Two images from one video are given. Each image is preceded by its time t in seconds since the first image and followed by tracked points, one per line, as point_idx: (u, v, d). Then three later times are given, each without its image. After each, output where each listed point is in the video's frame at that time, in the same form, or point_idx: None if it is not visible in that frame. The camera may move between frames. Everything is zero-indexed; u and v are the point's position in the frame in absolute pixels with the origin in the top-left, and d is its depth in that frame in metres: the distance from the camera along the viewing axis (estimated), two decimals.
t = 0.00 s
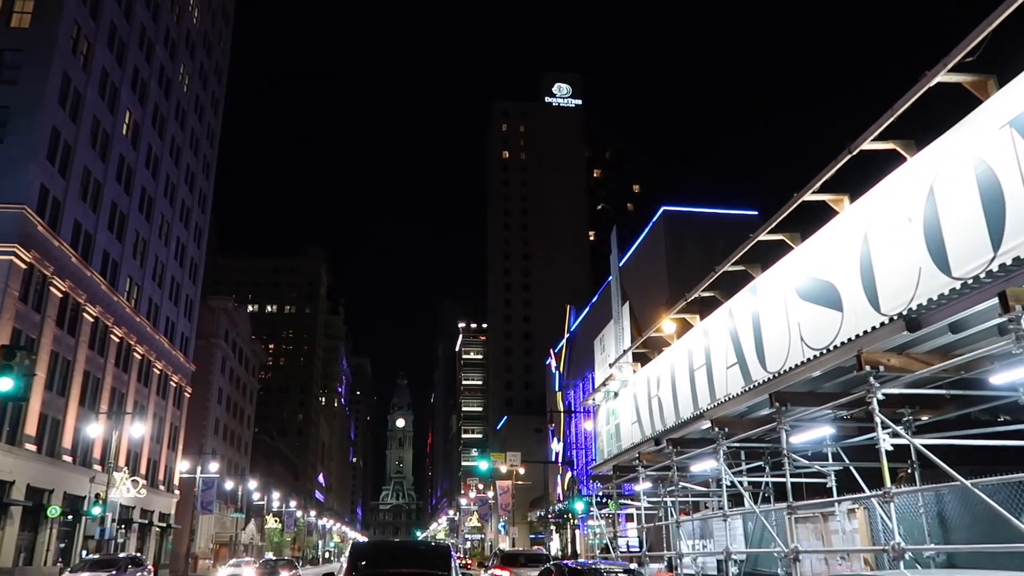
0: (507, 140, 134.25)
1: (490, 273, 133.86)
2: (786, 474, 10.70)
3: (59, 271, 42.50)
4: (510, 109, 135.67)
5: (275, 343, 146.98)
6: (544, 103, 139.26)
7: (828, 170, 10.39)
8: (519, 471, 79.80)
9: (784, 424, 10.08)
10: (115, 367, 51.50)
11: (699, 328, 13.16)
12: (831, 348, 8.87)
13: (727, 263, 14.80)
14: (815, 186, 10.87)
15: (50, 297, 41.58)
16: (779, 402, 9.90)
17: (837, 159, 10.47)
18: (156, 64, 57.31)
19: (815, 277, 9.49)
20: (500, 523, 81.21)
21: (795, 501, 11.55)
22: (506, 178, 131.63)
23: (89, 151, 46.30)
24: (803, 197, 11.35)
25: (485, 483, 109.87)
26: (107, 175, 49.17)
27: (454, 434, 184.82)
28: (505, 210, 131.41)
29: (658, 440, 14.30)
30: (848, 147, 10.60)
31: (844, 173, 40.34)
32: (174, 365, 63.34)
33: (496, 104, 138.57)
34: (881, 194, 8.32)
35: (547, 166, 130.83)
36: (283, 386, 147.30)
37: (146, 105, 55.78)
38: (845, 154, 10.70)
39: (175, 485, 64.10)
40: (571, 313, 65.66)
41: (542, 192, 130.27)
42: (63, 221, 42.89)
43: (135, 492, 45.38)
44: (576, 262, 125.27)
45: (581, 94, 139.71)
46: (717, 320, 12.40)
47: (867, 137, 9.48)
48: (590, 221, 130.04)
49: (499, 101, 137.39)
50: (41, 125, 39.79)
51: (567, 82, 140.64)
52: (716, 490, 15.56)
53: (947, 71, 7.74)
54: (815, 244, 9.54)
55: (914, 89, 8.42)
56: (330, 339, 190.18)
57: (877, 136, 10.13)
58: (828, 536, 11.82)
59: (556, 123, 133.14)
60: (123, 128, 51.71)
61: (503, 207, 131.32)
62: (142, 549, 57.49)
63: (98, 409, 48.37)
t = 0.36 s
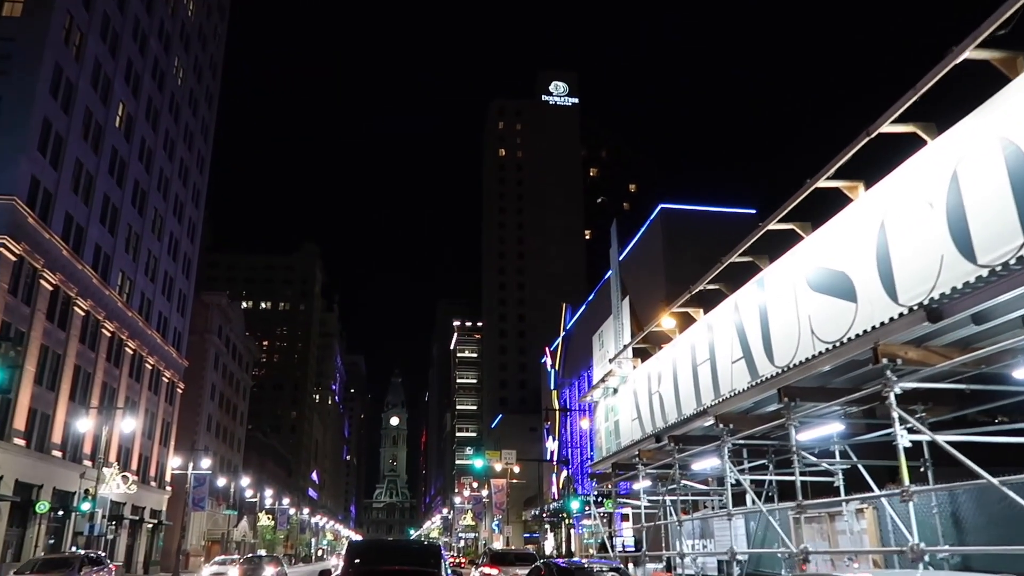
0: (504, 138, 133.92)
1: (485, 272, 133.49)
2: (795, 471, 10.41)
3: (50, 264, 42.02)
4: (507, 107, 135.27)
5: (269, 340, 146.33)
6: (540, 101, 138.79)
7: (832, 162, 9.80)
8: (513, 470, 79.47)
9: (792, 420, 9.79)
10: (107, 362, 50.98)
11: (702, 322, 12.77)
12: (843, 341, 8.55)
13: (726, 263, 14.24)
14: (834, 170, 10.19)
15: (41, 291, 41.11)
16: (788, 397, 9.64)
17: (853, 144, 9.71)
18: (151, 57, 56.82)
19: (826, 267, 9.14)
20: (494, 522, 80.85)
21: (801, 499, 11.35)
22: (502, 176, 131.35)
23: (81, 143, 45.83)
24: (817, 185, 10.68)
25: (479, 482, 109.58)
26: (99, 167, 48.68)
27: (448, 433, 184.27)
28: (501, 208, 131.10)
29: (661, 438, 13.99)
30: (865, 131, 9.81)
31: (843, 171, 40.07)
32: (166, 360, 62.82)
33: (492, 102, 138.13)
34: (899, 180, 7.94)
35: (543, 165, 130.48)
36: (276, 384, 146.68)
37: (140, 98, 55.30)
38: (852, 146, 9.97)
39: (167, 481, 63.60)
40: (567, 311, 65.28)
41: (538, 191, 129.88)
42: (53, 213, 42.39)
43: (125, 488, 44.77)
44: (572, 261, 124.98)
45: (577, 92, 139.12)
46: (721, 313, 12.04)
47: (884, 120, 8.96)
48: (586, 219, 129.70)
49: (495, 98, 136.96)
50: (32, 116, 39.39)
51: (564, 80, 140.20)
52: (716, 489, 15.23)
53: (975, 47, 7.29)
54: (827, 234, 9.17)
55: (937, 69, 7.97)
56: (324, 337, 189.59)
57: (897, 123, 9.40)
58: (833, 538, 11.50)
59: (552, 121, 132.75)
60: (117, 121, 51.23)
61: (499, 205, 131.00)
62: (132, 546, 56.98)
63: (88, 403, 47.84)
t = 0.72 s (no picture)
0: (517, 131, 133.30)
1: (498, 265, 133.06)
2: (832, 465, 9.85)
3: (63, 252, 41.90)
4: (519, 99, 134.53)
5: (281, 332, 146.78)
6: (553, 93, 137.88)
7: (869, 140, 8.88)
8: (526, 464, 79.18)
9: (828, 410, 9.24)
10: (119, 351, 50.96)
11: (728, 308, 12.23)
12: (886, 325, 8.00)
13: (735, 263, 13.23)
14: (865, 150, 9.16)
15: (53, 279, 41.01)
16: (824, 385, 9.03)
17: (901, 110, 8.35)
18: (163, 46, 56.57)
19: (867, 246, 8.57)
20: (506, 516, 80.58)
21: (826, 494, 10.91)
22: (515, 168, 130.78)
23: (93, 131, 45.68)
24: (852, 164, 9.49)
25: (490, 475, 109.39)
26: (111, 156, 48.53)
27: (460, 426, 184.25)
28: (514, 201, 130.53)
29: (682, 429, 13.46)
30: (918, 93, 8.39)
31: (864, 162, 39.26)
32: (178, 350, 62.79)
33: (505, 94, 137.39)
34: (954, 149, 7.33)
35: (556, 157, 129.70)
36: (289, 375, 147.17)
37: (152, 87, 55.10)
38: (901, 113, 8.79)
39: (179, 472, 63.67)
40: (581, 304, 64.68)
41: (550, 184, 129.21)
42: (66, 201, 42.31)
43: (137, 477, 44.79)
44: (584, 254, 124.31)
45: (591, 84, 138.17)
46: (750, 298, 11.46)
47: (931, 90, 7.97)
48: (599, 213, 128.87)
49: (508, 90, 136.20)
50: (44, 104, 39.25)
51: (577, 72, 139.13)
52: (739, 484, 14.75)
53: None
54: (869, 212, 8.58)
55: (1000, 26, 7.18)
56: (336, 329, 189.95)
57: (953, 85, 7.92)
58: (866, 534, 11.00)
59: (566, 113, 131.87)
60: (129, 110, 51.03)
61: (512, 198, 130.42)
62: (144, 535, 57.18)
63: (100, 392, 47.81)
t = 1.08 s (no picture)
0: (529, 124, 132.65)
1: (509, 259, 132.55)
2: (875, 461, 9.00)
3: (72, 242, 41.62)
4: (532, 93, 133.77)
5: (293, 326, 146.87)
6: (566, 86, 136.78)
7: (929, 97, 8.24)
8: (537, 459, 78.67)
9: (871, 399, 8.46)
10: (130, 342, 50.72)
11: (758, 292, 11.60)
12: (940, 305, 7.33)
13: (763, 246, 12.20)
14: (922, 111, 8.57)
15: (63, 269, 40.76)
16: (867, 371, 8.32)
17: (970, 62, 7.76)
18: (175, 36, 56.24)
19: (917, 220, 7.92)
20: (517, 511, 80.16)
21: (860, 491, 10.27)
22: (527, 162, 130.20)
23: (104, 120, 45.38)
24: (904, 128, 8.82)
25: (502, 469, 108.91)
26: (122, 146, 48.24)
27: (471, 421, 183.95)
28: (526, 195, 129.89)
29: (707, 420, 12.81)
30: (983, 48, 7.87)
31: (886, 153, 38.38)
32: (189, 342, 62.60)
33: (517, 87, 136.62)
34: None
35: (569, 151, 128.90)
36: (300, 369, 147.28)
37: (164, 77, 54.78)
38: (963, 70, 8.12)
39: (190, 464, 63.56)
40: (594, 297, 63.93)
41: (563, 178, 128.40)
42: (75, 191, 42.02)
43: (146, 469, 44.58)
44: (597, 249, 123.46)
45: (605, 77, 137.01)
46: (783, 281, 10.83)
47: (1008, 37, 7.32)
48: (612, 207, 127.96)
49: (520, 84, 135.43)
50: (53, 92, 38.95)
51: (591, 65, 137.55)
52: (764, 479, 14.11)
53: None
54: (922, 183, 7.94)
55: None
56: (347, 324, 190.02)
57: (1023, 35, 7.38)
58: (905, 532, 10.34)
59: (579, 107, 130.92)
60: (140, 100, 50.72)
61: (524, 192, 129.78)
62: (155, 527, 57.18)
63: (111, 383, 47.60)
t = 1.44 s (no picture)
0: (535, 120, 131.92)
1: (514, 255, 131.98)
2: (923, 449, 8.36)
3: (73, 234, 41.06)
4: (538, 88, 132.97)
5: (297, 322, 146.62)
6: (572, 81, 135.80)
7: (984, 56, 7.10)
8: (543, 456, 78.16)
9: (921, 384, 7.77)
10: (132, 337, 50.18)
11: (788, 273, 10.88)
12: (1005, 280, 6.61)
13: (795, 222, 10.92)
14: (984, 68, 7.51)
15: (63, 261, 40.21)
16: (917, 353, 7.60)
17: None
18: (177, 27, 55.58)
19: (974, 187, 7.19)
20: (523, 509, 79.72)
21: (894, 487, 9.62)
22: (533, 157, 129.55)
23: (105, 112, 44.77)
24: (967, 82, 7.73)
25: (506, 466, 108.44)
26: (124, 138, 47.62)
27: (475, 418, 183.50)
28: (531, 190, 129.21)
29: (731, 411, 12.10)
30: None
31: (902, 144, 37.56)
32: (192, 337, 62.10)
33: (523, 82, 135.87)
34: None
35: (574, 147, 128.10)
36: (304, 366, 147.07)
37: (166, 69, 54.13)
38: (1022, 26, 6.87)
39: (192, 460, 63.10)
40: (601, 292, 63.13)
41: (568, 173, 127.64)
42: (76, 182, 41.46)
43: (148, 465, 44.08)
44: (602, 245, 122.73)
45: (611, 73, 136.01)
46: (816, 260, 10.10)
47: None
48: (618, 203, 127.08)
49: (526, 79, 134.68)
50: (53, 82, 38.32)
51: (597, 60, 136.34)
52: (790, 473, 13.45)
53: None
54: (981, 146, 7.17)
55: None
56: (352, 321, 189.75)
57: None
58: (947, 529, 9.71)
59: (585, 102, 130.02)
60: (142, 91, 50.06)
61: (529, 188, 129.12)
62: (158, 523, 56.79)
63: (112, 378, 47.05)
